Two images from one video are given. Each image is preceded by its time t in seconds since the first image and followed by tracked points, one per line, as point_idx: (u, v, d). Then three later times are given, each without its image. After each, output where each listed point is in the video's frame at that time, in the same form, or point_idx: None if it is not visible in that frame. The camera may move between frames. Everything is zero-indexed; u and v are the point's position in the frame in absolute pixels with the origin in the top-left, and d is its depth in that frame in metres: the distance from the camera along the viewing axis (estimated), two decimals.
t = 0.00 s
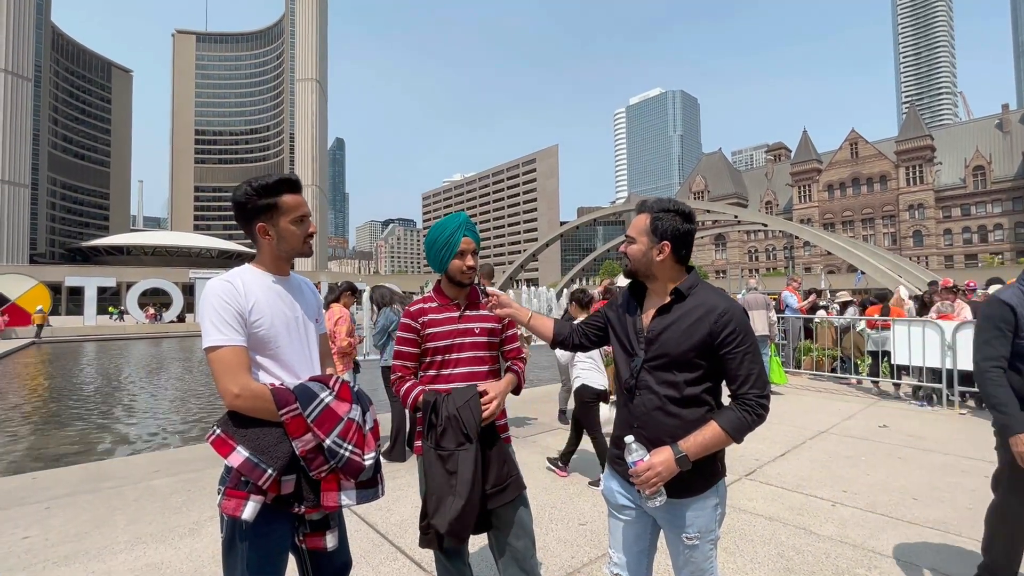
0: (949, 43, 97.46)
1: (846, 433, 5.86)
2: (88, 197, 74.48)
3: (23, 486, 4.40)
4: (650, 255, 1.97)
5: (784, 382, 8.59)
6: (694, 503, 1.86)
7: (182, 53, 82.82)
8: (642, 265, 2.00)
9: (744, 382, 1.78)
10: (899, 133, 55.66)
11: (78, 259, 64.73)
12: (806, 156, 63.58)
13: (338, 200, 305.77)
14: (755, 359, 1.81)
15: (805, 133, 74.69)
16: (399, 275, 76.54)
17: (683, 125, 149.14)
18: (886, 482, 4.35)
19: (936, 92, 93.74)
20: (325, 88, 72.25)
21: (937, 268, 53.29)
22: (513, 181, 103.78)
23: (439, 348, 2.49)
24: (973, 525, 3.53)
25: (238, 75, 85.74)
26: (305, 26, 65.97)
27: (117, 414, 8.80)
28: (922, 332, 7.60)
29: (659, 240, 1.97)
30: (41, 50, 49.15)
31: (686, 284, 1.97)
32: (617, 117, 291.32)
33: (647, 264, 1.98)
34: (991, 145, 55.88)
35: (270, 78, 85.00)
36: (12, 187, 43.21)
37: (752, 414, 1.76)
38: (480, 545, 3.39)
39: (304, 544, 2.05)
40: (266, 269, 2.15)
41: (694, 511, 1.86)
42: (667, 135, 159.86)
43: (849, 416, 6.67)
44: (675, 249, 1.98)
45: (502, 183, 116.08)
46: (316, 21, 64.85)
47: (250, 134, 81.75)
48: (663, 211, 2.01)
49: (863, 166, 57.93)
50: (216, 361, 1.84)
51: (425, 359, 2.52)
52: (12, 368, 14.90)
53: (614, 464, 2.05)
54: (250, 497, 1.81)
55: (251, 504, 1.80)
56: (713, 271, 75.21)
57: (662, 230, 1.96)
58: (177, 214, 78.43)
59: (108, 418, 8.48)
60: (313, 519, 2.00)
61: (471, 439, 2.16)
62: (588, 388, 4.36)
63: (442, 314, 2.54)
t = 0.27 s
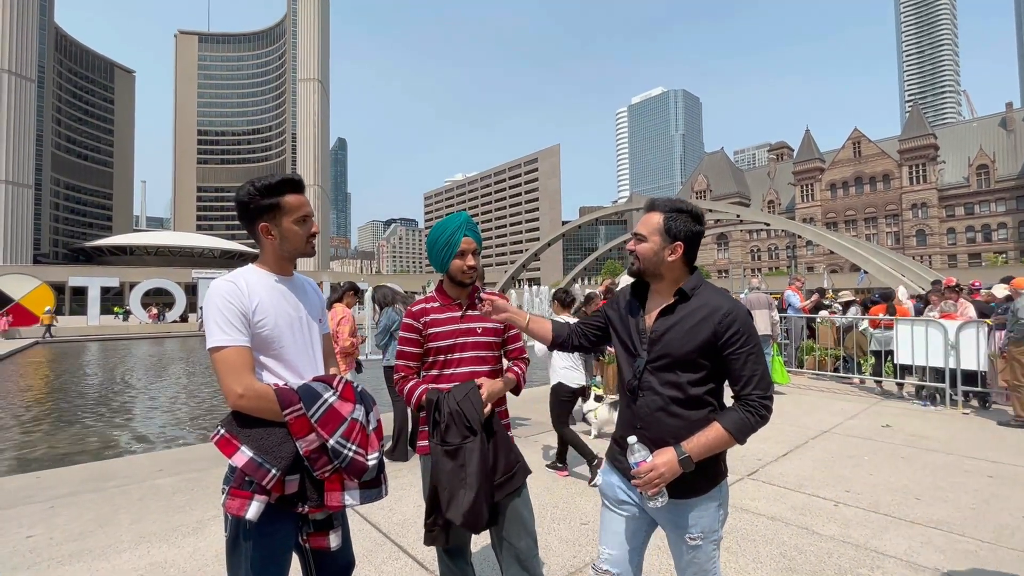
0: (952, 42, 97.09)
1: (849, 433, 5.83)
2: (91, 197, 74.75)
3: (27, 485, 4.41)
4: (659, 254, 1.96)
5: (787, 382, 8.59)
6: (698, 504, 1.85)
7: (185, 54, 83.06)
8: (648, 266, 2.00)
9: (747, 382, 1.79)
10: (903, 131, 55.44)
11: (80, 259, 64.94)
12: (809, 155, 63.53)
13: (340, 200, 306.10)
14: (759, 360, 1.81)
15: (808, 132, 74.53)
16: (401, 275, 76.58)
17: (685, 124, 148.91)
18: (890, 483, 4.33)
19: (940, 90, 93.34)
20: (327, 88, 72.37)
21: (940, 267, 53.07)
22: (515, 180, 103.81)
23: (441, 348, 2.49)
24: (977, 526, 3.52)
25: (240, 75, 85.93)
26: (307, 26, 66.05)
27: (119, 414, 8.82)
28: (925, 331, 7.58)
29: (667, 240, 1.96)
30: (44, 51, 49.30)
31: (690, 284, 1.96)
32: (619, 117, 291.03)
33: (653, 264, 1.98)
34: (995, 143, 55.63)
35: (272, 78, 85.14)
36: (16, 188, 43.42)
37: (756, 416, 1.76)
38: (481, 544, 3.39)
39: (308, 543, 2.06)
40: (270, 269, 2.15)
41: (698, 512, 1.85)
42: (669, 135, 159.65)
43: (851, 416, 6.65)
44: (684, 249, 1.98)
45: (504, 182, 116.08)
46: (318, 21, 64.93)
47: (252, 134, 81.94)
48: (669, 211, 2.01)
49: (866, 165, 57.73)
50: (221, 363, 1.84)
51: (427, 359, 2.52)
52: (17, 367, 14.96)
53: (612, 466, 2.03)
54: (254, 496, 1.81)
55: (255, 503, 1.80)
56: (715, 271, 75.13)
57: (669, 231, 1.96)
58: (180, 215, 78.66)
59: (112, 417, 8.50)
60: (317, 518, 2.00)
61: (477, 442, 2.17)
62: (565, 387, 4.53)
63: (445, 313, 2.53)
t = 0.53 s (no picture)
0: (957, 40, 96.49)
1: (853, 433, 5.80)
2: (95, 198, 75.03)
3: (31, 484, 4.43)
4: (639, 257, 1.95)
5: (790, 381, 8.60)
6: (691, 501, 1.84)
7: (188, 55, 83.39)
8: (629, 269, 1.98)
9: (733, 381, 1.80)
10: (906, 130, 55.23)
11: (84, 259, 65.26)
12: (812, 154, 63.39)
13: (343, 200, 306.76)
14: (745, 358, 1.82)
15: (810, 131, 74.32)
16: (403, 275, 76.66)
17: (688, 123, 148.69)
18: (894, 483, 4.30)
19: (944, 88, 92.90)
20: (329, 88, 72.51)
21: (944, 266, 52.80)
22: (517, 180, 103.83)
23: (444, 347, 2.50)
24: (983, 525, 3.51)
25: (243, 75, 86.19)
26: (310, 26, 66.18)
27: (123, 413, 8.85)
28: (929, 331, 7.54)
29: (649, 243, 1.95)
30: (48, 52, 49.59)
31: (676, 283, 1.97)
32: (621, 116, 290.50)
33: (636, 267, 1.96)
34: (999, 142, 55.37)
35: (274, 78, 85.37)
36: (20, 188, 43.67)
37: (742, 412, 1.78)
38: (485, 543, 3.39)
39: (312, 542, 2.06)
40: (273, 268, 2.15)
41: (691, 512, 1.85)
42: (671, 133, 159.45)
43: (856, 416, 6.61)
44: (668, 251, 1.97)
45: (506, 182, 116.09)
46: (320, 21, 65.03)
47: (255, 134, 82.20)
48: (651, 213, 1.99)
49: (870, 163, 57.54)
50: (227, 363, 1.85)
51: (430, 358, 2.53)
52: (22, 368, 14.99)
53: (602, 468, 2.01)
54: (260, 496, 1.82)
55: (260, 503, 1.81)
56: (717, 270, 75.03)
57: (651, 233, 1.95)
58: (183, 215, 78.97)
59: (116, 418, 8.50)
60: (322, 518, 2.01)
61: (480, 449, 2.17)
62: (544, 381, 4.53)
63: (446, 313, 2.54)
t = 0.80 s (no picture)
0: (961, 38, 96.00)
1: (857, 432, 5.79)
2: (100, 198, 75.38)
3: (37, 484, 4.44)
4: (601, 254, 1.92)
5: (793, 380, 8.62)
6: (666, 495, 1.80)
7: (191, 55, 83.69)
8: (591, 265, 1.95)
9: (703, 370, 1.79)
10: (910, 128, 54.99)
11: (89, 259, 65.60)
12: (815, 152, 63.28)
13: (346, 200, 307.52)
14: (713, 348, 1.81)
15: (814, 130, 74.13)
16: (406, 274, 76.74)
17: (691, 122, 148.45)
18: (898, 481, 4.29)
19: (948, 86, 92.40)
20: (332, 88, 72.66)
21: (948, 264, 52.52)
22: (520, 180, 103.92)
23: (445, 345, 2.50)
24: (987, 525, 3.49)
25: (246, 76, 86.48)
26: (312, 26, 66.31)
27: (128, 413, 8.87)
28: (933, 330, 7.50)
29: (611, 238, 1.92)
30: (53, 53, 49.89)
31: (640, 277, 1.96)
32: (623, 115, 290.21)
33: (597, 263, 1.93)
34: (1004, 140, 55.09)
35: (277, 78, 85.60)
36: (25, 189, 43.93)
37: (713, 400, 1.77)
38: (488, 543, 3.39)
39: (319, 542, 2.06)
40: (278, 267, 2.15)
41: (673, 509, 1.82)
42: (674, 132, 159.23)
43: (860, 415, 6.59)
44: (630, 246, 1.94)
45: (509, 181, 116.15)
46: (323, 21, 65.14)
47: (258, 134, 82.45)
48: (611, 209, 1.96)
49: (874, 162, 57.35)
50: (231, 361, 1.85)
51: (432, 355, 2.54)
52: (27, 368, 15.02)
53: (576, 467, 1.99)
54: (264, 495, 1.82)
55: (265, 502, 1.81)
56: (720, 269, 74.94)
57: (614, 228, 1.91)
58: (187, 215, 79.30)
59: (121, 417, 8.53)
60: (328, 516, 2.01)
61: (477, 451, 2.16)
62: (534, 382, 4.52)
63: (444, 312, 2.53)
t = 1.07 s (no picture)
0: (966, 35, 95.44)
1: (861, 432, 5.77)
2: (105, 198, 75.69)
3: (42, 482, 4.46)
4: (579, 253, 1.90)
5: (798, 379, 8.60)
6: (643, 496, 1.78)
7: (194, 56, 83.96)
8: (571, 264, 1.93)
9: (682, 369, 1.78)
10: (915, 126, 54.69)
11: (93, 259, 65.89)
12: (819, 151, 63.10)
13: (349, 199, 308.09)
14: (692, 348, 1.80)
15: (817, 128, 73.87)
16: (408, 274, 76.80)
17: (694, 121, 148.09)
18: (903, 482, 4.26)
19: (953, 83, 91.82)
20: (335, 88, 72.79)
21: (953, 263, 52.20)
22: (522, 179, 103.91)
23: (447, 345, 2.51)
24: (990, 525, 3.46)
25: (249, 76, 86.72)
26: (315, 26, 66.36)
27: (132, 412, 8.91)
28: (937, 330, 7.48)
29: (589, 237, 1.90)
30: (57, 54, 50.11)
31: (619, 276, 1.94)
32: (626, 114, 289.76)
33: (576, 262, 1.92)
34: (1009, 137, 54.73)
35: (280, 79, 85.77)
36: (30, 190, 44.18)
37: (691, 400, 1.75)
38: (492, 543, 3.40)
39: (325, 541, 2.06)
40: (285, 266, 2.17)
41: (656, 512, 1.80)
42: (677, 131, 158.77)
43: (864, 414, 6.56)
44: (608, 245, 1.92)
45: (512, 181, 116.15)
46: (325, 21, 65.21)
47: (261, 135, 82.72)
48: (591, 208, 1.93)
49: (878, 160, 57.08)
50: (237, 360, 1.86)
51: (435, 354, 2.55)
52: (32, 367, 15.07)
53: (557, 469, 1.97)
54: (270, 495, 1.83)
55: (270, 502, 1.82)
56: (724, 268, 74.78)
57: (591, 228, 1.90)
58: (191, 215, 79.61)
59: (125, 416, 8.56)
60: (332, 515, 2.02)
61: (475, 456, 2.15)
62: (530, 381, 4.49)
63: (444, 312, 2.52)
